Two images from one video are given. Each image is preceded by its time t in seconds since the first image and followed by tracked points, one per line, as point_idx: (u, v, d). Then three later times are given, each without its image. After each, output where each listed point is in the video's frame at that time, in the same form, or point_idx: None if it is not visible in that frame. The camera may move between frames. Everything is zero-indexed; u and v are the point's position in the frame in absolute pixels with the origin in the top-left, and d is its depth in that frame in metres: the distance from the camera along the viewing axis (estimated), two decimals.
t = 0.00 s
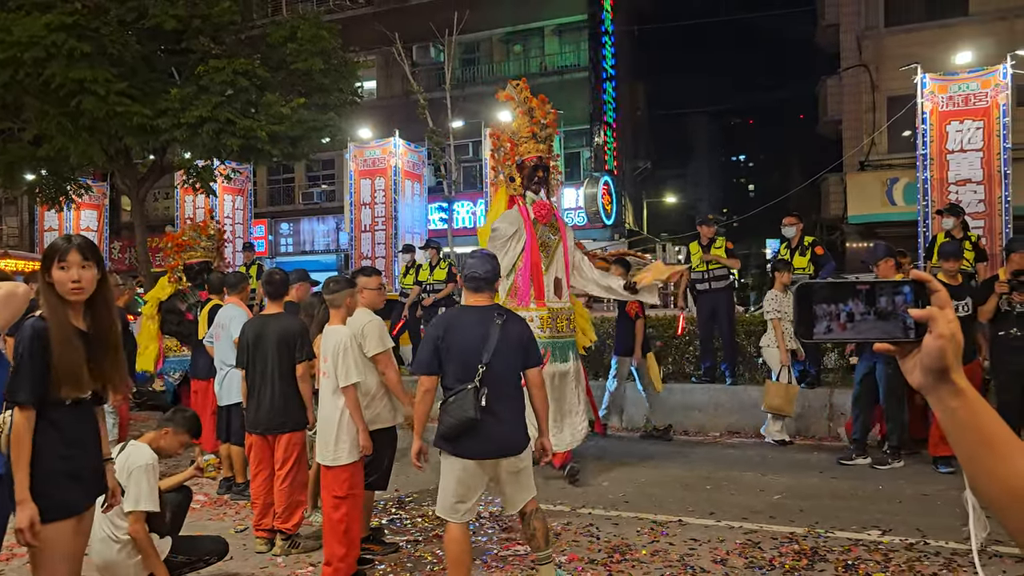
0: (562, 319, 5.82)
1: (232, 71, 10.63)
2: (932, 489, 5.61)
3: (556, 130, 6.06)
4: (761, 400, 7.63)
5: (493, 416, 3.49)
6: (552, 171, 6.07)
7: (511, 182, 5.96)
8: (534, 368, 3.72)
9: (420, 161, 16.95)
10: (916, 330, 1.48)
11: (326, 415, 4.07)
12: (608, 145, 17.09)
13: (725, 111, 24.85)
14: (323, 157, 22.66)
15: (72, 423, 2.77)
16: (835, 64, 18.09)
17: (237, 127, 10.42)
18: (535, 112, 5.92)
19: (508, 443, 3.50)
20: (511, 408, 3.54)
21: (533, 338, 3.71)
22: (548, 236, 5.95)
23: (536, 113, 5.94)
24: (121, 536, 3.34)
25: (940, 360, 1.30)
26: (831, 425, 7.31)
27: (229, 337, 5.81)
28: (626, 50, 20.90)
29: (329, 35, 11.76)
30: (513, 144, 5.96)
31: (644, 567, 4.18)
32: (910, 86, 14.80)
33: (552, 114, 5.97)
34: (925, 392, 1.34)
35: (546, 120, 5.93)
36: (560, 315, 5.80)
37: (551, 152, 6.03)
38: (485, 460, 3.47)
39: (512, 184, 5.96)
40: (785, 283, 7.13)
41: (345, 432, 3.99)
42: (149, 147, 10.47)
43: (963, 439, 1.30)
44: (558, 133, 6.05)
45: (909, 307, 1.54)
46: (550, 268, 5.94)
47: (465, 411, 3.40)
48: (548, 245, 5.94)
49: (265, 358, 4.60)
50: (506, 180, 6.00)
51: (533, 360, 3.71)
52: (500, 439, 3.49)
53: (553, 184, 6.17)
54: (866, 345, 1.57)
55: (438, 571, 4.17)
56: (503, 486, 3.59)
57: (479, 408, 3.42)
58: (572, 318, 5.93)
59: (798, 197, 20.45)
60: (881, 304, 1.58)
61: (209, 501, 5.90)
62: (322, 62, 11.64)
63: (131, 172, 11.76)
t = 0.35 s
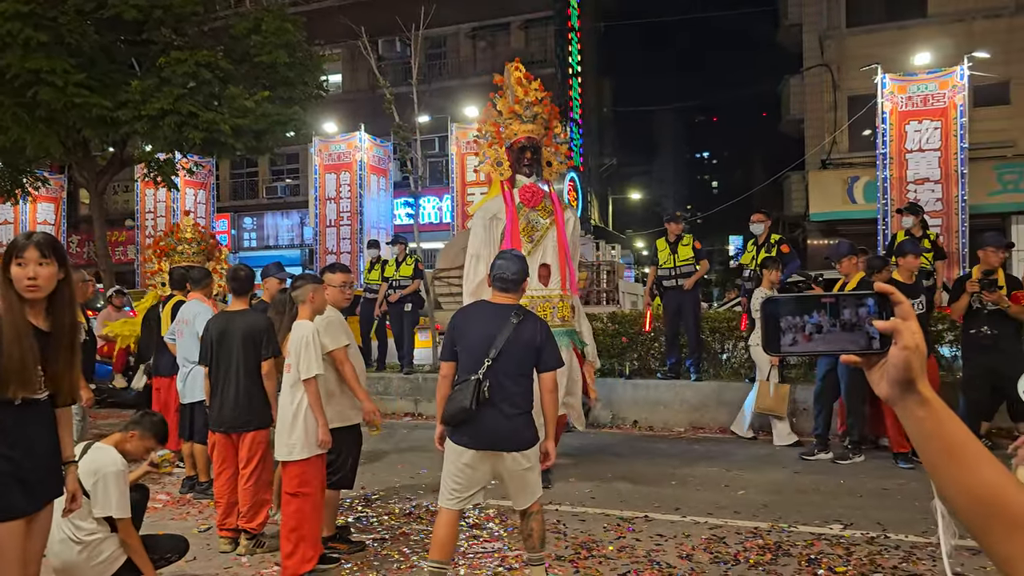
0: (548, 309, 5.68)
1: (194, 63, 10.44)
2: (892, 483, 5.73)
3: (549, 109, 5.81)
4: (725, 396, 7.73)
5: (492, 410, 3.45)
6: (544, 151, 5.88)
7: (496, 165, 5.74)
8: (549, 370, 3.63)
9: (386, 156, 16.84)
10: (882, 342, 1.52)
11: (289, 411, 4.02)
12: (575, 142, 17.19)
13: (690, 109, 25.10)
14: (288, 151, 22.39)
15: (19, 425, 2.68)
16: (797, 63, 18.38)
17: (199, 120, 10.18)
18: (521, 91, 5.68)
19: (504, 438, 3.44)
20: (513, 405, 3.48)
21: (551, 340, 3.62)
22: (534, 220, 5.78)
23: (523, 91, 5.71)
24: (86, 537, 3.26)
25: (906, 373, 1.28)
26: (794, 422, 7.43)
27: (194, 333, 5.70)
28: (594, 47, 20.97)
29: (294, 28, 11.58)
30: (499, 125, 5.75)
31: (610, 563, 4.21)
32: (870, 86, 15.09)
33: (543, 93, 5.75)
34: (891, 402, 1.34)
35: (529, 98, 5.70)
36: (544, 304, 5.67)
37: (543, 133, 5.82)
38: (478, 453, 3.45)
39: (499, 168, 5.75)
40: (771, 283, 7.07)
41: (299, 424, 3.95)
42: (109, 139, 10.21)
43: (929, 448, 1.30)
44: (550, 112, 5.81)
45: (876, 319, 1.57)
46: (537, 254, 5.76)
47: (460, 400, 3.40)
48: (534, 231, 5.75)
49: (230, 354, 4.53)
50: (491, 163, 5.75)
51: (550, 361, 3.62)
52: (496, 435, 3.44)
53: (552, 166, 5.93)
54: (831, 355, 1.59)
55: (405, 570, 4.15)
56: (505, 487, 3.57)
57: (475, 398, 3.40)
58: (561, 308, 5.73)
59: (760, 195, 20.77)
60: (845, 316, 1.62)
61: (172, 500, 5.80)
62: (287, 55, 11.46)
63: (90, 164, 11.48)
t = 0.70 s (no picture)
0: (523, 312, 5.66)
1: (159, 60, 10.22)
2: (857, 482, 5.83)
3: (547, 101, 5.88)
4: (693, 396, 7.80)
5: (472, 404, 3.48)
6: (546, 148, 5.94)
7: (492, 162, 5.98)
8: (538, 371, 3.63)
9: (353, 156, 16.70)
10: (867, 360, 1.51)
11: (251, 417, 3.96)
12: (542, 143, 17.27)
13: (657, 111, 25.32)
14: (253, 150, 22.08)
15: None
16: (762, 66, 18.63)
17: (164, 118, 9.99)
18: (511, 85, 5.87)
19: (482, 434, 3.46)
20: (493, 401, 3.48)
21: (540, 341, 3.64)
22: (520, 220, 5.83)
23: (518, 85, 5.91)
24: (51, 547, 3.17)
25: (890, 390, 1.35)
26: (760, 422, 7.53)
27: (160, 335, 5.59)
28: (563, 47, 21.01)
29: (261, 26, 11.38)
30: (496, 120, 5.96)
31: (581, 566, 4.21)
32: (834, 90, 15.36)
33: (539, 85, 5.86)
34: (878, 419, 1.39)
35: (526, 90, 5.84)
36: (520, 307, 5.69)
37: (539, 127, 5.90)
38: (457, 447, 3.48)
39: (495, 164, 5.99)
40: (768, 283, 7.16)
41: (260, 430, 3.90)
42: (69, 137, 9.95)
43: (916, 463, 1.34)
44: (544, 105, 5.87)
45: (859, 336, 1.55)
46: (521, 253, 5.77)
47: (442, 393, 3.46)
48: (519, 230, 5.80)
49: (197, 357, 4.45)
50: (487, 160, 6.01)
51: (539, 362, 3.63)
52: (474, 429, 3.47)
53: (554, 161, 5.89)
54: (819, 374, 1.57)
55: None
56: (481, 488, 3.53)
57: (456, 392, 3.44)
58: (538, 313, 5.67)
59: (726, 196, 21.02)
60: (829, 333, 1.61)
61: (136, 506, 5.67)
62: (254, 53, 11.29)
63: (50, 162, 11.19)
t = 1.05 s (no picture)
0: (531, 321, 5.25)
1: (121, 58, 10.00)
2: (822, 483, 5.92)
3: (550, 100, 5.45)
4: (661, 398, 7.86)
5: (426, 412, 3.48)
6: (549, 148, 5.51)
7: (492, 165, 5.57)
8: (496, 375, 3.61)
9: (320, 156, 16.55)
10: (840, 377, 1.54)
11: (192, 429, 3.89)
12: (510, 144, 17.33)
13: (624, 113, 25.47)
14: (218, 149, 21.75)
15: None
16: (727, 69, 18.85)
17: (127, 117, 9.79)
18: (512, 83, 5.43)
19: (438, 442, 3.45)
20: (446, 409, 3.48)
21: (495, 346, 3.62)
22: (525, 224, 5.42)
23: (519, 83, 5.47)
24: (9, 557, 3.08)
25: (862, 407, 1.36)
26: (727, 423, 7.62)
27: (124, 339, 5.48)
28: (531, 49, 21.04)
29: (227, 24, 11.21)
30: (496, 121, 5.54)
31: (551, 569, 4.22)
32: (797, 94, 15.59)
33: (541, 83, 5.42)
34: (849, 434, 1.41)
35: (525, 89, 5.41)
36: (526, 316, 5.27)
37: (542, 128, 5.48)
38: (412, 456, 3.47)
39: (496, 168, 5.56)
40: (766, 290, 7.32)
41: (200, 442, 3.83)
42: (26, 136, 9.69)
43: (887, 477, 1.36)
44: (547, 104, 5.44)
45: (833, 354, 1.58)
46: (523, 261, 5.36)
47: (396, 402, 3.44)
48: (524, 234, 5.39)
49: (161, 364, 4.35)
50: (489, 163, 5.58)
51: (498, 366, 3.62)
52: (429, 438, 3.46)
53: (557, 163, 5.48)
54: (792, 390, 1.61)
55: None
56: (437, 494, 3.52)
57: (409, 401, 3.44)
58: (546, 320, 5.24)
59: (692, 198, 21.22)
60: (805, 352, 1.63)
61: (98, 513, 5.55)
62: (219, 52, 11.12)
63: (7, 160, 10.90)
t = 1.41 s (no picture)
0: (542, 319, 5.19)
1: (78, 55, 9.72)
2: (783, 486, 6.02)
3: (547, 92, 5.45)
4: (626, 401, 7.91)
5: (331, 431, 3.53)
6: (539, 140, 5.52)
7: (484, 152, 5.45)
8: (390, 382, 3.54)
9: (283, 156, 16.33)
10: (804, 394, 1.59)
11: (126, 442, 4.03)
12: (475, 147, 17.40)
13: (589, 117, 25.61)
14: (178, 149, 21.36)
15: None
16: (690, 75, 19.06)
17: (84, 115, 9.54)
18: (515, 69, 5.34)
19: (344, 459, 3.51)
20: (348, 424, 3.52)
21: (394, 351, 3.59)
22: (528, 216, 5.29)
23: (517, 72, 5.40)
24: None
25: (827, 424, 1.39)
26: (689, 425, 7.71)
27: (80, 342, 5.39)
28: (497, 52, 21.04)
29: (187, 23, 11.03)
30: (490, 109, 5.43)
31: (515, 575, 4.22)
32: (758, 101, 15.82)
33: (542, 73, 5.41)
34: (813, 451, 1.44)
35: (524, 78, 5.34)
36: (536, 313, 5.20)
37: (538, 119, 5.45)
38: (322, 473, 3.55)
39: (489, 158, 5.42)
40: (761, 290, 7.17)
41: (128, 454, 3.94)
42: None
43: (848, 493, 1.38)
44: (543, 95, 5.43)
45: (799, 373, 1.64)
46: (530, 255, 5.24)
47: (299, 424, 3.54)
48: (529, 227, 5.27)
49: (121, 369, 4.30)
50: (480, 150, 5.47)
51: (388, 371, 3.55)
52: (336, 455, 3.52)
53: (547, 157, 5.54)
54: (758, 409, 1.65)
55: None
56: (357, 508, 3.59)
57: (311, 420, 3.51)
58: (556, 317, 5.24)
59: (655, 202, 21.42)
60: (771, 369, 1.67)
61: (51, 521, 5.38)
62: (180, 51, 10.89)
63: None
